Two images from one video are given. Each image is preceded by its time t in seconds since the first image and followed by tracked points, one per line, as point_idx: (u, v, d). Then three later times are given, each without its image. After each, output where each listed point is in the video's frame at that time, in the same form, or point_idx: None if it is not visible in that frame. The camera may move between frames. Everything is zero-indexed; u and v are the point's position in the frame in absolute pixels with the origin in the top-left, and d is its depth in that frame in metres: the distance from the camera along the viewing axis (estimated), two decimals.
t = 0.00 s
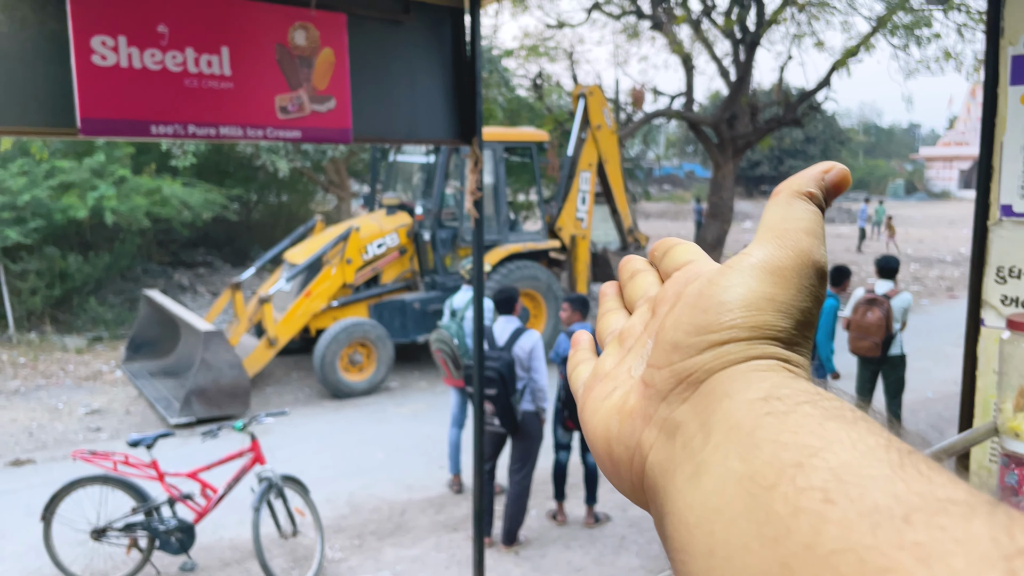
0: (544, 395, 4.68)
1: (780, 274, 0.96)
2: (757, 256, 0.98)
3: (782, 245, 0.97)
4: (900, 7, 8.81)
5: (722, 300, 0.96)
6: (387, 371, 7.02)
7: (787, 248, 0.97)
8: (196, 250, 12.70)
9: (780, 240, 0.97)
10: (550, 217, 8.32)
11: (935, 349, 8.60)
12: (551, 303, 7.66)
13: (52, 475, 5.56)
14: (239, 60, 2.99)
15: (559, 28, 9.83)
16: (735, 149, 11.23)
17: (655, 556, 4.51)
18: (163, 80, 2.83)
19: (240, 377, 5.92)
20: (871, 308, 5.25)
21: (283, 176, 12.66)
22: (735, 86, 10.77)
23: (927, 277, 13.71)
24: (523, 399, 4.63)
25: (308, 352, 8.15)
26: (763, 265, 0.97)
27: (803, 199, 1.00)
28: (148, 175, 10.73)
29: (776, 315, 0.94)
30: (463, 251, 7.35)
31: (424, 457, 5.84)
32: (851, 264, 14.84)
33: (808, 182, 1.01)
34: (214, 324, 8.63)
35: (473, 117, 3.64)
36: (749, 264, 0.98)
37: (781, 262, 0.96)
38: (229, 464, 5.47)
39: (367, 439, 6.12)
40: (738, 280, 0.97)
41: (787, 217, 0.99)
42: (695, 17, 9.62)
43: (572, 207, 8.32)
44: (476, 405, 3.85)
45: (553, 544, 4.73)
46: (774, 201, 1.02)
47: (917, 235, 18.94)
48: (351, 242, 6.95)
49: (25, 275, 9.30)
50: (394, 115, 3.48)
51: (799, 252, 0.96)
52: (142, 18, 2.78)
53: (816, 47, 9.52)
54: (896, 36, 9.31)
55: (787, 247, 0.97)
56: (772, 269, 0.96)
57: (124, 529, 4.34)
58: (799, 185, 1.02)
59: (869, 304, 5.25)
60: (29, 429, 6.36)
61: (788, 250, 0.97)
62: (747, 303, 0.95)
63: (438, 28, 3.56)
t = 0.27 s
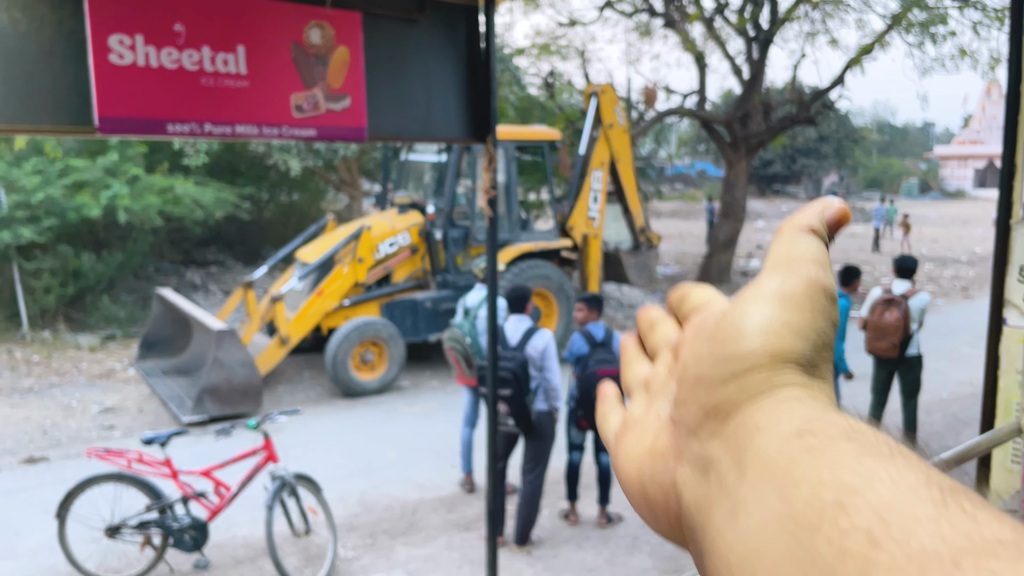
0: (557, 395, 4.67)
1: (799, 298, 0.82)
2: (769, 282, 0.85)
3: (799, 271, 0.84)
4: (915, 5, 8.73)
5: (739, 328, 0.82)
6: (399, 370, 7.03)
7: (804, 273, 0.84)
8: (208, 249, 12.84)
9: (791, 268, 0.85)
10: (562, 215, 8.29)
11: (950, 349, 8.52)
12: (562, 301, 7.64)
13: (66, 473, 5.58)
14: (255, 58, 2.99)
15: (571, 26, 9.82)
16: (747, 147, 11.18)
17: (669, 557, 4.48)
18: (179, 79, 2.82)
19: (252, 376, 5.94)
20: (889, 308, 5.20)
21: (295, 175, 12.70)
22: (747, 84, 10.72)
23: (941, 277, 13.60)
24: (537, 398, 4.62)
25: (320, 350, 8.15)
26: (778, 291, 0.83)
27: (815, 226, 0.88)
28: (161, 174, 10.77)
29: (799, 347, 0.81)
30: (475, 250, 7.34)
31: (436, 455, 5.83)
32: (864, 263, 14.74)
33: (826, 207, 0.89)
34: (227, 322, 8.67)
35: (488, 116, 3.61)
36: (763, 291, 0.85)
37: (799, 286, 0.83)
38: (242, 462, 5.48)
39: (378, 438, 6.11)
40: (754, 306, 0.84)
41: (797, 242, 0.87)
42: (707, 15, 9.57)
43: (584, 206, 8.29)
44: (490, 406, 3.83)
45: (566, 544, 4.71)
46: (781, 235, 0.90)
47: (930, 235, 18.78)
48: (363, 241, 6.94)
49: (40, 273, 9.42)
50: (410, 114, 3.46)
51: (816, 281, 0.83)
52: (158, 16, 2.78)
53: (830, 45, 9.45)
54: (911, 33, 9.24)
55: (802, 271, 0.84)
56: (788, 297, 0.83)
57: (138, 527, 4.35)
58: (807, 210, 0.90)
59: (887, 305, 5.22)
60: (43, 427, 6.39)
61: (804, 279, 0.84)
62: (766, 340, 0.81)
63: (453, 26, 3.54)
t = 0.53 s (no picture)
0: (570, 390, 4.75)
1: (843, 481, 0.63)
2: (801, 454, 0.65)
3: (840, 443, 0.65)
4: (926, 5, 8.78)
5: (783, 511, 0.62)
6: (413, 366, 7.15)
7: (848, 446, 0.64)
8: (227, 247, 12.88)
9: (823, 438, 0.66)
10: (573, 214, 8.38)
11: (962, 347, 8.56)
12: (574, 298, 7.71)
13: (88, 464, 5.71)
14: (276, 58, 3.08)
15: (583, 27, 9.94)
16: (757, 146, 11.27)
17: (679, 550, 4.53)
18: (203, 77, 2.93)
19: (270, 370, 6.06)
20: (899, 305, 5.25)
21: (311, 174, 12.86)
22: (758, 84, 10.82)
23: (953, 275, 13.61)
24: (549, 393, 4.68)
25: (336, 346, 8.27)
26: (818, 474, 0.64)
27: (850, 391, 0.69)
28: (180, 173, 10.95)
29: (856, 534, 0.61)
30: (487, 247, 7.44)
31: (450, 449, 5.93)
32: (875, 261, 14.78)
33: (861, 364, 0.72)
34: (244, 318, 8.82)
35: (504, 114, 3.68)
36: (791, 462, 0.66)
37: (842, 468, 0.63)
38: (261, 455, 5.60)
39: (392, 432, 6.21)
40: (788, 479, 0.64)
41: (831, 407, 0.68)
42: (718, 16, 9.65)
43: (595, 204, 8.38)
44: (504, 400, 3.89)
45: (578, 536, 4.78)
46: (808, 400, 0.70)
47: (942, 234, 18.76)
48: (378, 238, 7.08)
49: (62, 269, 9.58)
50: (427, 113, 3.54)
51: (858, 462, 0.64)
52: (182, 17, 2.88)
53: (840, 44, 9.51)
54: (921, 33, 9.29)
55: (840, 443, 0.65)
56: (829, 479, 0.63)
57: (159, 517, 4.42)
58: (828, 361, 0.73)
59: (898, 302, 5.27)
60: (66, 420, 6.53)
61: (840, 458, 0.64)
62: (813, 528, 0.61)
63: (469, 26, 3.62)
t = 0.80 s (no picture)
0: (585, 385, 4.74)
1: None
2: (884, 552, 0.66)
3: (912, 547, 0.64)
4: None
5: None
6: (426, 360, 7.20)
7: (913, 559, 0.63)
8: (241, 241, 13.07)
9: None
10: (586, 209, 8.37)
11: (979, 343, 8.49)
12: (586, 294, 7.74)
13: (105, 457, 5.77)
14: (294, 50, 3.08)
15: (596, 22, 9.93)
16: (771, 141, 11.23)
17: (694, 545, 4.50)
18: (222, 70, 2.93)
19: (285, 364, 6.16)
20: (916, 300, 5.23)
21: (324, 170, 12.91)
22: (772, 78, 10.77)
23: (969, 271, 13.51)
24: (564, 388, 4.66)
25: (349, 341, 8.30)
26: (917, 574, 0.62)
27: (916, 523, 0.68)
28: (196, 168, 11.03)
29: None
30: (500, 242, 7.48)
31: (463, 443, 5.95)
32: (889, 257, 14.68)
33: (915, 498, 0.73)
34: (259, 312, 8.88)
35: (520, 107, 3.65)
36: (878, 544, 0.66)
37: None
38: (277, 448, 5.65)
39: (405, 426, 6.22)
40: None
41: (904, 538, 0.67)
42: (732, 10, 9.60)
43: (608, 199, 8.37)
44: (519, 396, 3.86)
45: (592, 531, 4.76)
46: None
47: (957, 230, 18.60)
48: (392, 233, 7.12)
49: (79, 263, 9.66)
50: (444, 106, 3.52)
51: None
52: (201, 10, 2.89)
53: (855, 38, 9.45)
54: (938, 26, 9.22)
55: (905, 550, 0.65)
56: None
57: (176, 509, 4.40)
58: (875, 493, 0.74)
59: (915, 297, 5.25)
60: (83, 413, 6.59)
61: None
62: None
63: (486, 18, 3.60)
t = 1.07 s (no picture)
0: (599, 376, 4.71)
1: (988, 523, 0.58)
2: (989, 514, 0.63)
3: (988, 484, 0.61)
4: None
5: None
6: (439, 352, 7.24)
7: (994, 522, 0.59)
8: (254, 234, 13.21)
9: None
10: (600, 201, 8.35)
11: (996, 337, 8.42)
12: (600, 286, 7.75)
13: (122, 446, 5.81)
14: (312, 37, 3.04)
15: (610, 14, 9.91)
16: (786, 134, 11.19)
17: (708, 537, 4.47)
18: (240, 56, 2.90)
19: (299, 355, 6.25)
20: (934, 292, 5.18)
21: (338, 163, 12.95)
22: (787, 71, 10.73)
23: (985, 265, 13.41)
24: (578, 379, 4.63)
25: (363, 333, 8.33)
26: None
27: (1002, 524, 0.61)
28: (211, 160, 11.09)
29: None
30: (513, 234, 7.50)
31: (477, 435, 5.96)
32: (904, 251, 14.60)
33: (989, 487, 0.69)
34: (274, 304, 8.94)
35: (540, 95, 3.52)
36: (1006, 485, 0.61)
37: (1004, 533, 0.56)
38: (292, 437, 5.69)
39: (418, 418, 6.23)
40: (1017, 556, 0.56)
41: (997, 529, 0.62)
42: (748, 2, 9.55)
43: (622, 191, 8.37)
44: (536, 388, 3.80)
45: (606, 522, 4.73)
46: None
47: (972, 225, 18.47)
48: (405, 225, 7.13)
49: (95, 255, 9.73)
50: (461, 94, 3.43)
51: None
52: None
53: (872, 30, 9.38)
54: (956, 18, 9.13)
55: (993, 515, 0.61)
56: None
57: (192, 497, 4.43)
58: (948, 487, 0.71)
59: (932, 289, 5.20)
60: (99, 403, 6.64)
61: None
62: None
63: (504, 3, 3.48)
